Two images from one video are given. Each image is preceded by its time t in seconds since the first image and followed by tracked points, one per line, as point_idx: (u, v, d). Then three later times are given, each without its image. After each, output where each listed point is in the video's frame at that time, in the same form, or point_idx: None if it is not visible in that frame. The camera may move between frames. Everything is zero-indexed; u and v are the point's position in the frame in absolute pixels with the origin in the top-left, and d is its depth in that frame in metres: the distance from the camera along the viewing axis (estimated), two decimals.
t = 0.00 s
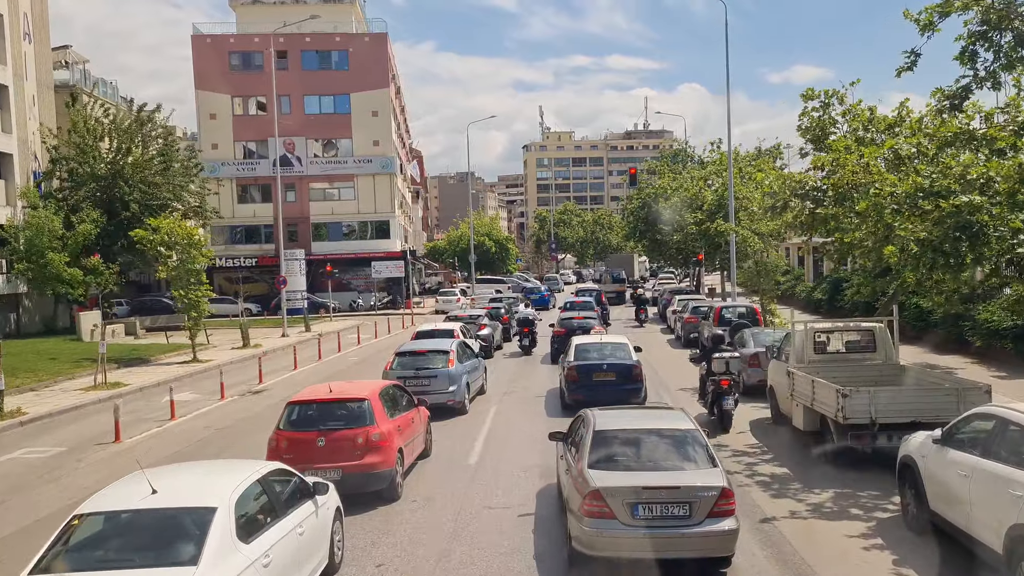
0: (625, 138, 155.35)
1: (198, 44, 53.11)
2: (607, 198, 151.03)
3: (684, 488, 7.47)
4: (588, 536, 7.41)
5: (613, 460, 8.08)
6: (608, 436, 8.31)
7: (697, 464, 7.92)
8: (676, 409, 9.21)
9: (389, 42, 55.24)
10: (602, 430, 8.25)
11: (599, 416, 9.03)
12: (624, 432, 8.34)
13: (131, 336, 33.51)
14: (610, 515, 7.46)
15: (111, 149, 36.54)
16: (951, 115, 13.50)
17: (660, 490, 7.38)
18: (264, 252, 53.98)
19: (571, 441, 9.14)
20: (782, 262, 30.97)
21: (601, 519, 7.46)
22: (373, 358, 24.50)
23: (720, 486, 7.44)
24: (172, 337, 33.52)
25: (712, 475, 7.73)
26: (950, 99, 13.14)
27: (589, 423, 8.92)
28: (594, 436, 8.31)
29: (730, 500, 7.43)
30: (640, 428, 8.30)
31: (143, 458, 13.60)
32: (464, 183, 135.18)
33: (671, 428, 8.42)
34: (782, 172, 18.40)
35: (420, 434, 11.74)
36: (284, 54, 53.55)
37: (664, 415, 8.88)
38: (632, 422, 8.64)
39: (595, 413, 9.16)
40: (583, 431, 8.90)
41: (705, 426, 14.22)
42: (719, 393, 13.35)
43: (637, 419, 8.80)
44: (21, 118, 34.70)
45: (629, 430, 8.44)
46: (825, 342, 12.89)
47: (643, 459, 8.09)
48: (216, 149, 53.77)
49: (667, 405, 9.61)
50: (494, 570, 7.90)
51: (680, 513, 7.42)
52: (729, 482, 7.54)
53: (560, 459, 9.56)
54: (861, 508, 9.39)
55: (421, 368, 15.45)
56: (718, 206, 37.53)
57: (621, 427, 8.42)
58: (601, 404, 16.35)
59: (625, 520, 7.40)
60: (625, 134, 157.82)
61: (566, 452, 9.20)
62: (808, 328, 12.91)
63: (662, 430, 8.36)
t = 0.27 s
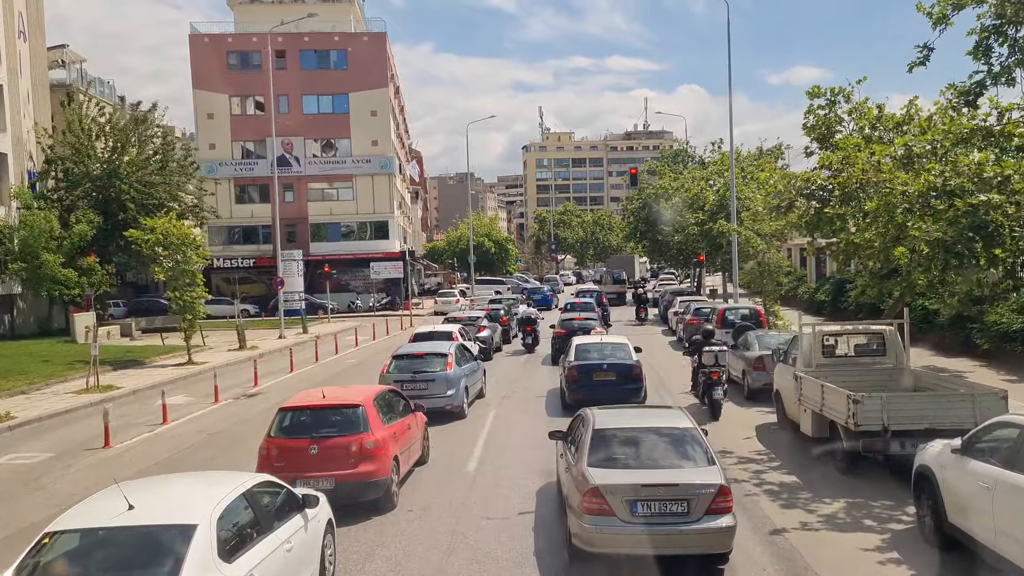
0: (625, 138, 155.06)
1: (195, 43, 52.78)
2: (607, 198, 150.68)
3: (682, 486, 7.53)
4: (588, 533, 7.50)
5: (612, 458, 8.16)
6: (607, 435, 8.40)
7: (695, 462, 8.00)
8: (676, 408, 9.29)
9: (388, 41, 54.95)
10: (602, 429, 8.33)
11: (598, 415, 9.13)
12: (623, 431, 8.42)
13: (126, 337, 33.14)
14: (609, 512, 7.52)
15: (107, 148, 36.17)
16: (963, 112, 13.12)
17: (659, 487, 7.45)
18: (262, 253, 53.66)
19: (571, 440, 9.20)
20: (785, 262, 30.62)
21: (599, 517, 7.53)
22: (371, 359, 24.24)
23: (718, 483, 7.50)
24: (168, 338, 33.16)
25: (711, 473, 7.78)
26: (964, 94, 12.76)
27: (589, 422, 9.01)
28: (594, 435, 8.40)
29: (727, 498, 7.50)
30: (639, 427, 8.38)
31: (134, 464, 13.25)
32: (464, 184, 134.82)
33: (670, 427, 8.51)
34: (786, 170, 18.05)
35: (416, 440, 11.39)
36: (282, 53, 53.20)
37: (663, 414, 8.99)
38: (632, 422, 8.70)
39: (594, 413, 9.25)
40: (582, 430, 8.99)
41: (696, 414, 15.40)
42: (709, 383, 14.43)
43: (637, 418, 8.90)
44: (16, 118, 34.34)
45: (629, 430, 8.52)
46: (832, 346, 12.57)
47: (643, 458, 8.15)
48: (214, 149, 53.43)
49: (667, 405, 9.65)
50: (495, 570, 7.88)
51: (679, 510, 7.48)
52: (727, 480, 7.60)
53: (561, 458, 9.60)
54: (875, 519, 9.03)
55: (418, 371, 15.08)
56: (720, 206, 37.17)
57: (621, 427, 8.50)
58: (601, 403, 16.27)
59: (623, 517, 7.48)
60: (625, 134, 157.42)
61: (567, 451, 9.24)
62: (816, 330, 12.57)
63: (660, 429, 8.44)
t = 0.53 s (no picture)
0: (625, 139, 154.66)
1: (193, 42, 52.44)
2: (607, 199, 150.45)
3: (679, 484, 7.55)
4: (587, 531, 7.55)
5: (611, 457, 8.18)
6: (607, 432, 8.43)
7: (694, 460, 8.02)
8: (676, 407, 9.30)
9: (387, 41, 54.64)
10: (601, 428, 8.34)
11: (598, 414, 9.14)
12: (623, 430, 8.43)
13: (122, 339, 32.74)
14: (609, 509, 7.55)
15: (102, 147, 35.79)
16: (977, 109, 12.72)
17: (656, 485, 7.49)
18: (260, 253, 53.31)
19: (571, 439, 9.18)
20: (788, 263, 30.27)
21: (598, 514, 7.57)
22: (369, 361, 23.93)
23: (716, 481, 7.52)
24: (164, 340, 32.78)
25: (709, 472, 7.79)
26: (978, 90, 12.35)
27: (589, 421, 9.02)
28: (593, 433, 8.42)
29: (724, 496, 7.52)
30: (638, 426, 8.40)
31: (123, 470, 12.87)
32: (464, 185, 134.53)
33: (669, 426, 8.52)
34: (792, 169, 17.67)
35: (412, 448, 11.02)
36: (280, 52, 52.84)
37: (661, 412, 8.99)
38: (631, 421, 8.71)
39: (594, 411, 9.25)
40: (582, 428, 9.00)
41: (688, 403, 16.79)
42: (701, 375, 15.90)
43: (637, 417, 8.89)
44: (10, 117, 33.95)
45: (628, 428, 8.53)
46: (842, 350, 12.19)
47: (642, 457, 8.16)
48: (212, 149, 53.05)
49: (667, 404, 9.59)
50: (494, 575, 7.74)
51: (677, 508, 7.50)
52: (724, 477, 7.62)
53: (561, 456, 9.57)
54: (891, 533, 8.64)
55: (415, 375, 14.71)
56: (722, 207, 36.82)
57: (620, 425, 8.51)
58: (600, 402, 16.10)
59: (622, 515, 7.52)
60: (625, 135, 157.13)
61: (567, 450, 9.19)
62: (826, 334, 12.18)
63: (660, 428, 8.46)
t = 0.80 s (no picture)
0: (625, 140, 154.21)
1: (191, 41, 52.10)
2: (607, 200, 150.11)
3: (678, 482, 7.56)
4: (586, 529, 7.57)
5: (611, 455, 8.18)
6: (606, 431, 8.43)
7: (693, 460, 8.02)
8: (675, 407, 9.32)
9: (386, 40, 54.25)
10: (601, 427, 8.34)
11: (598, 413, 9.12)
12: (623, 430, 8.42)
13: (117, 341, 32.33)
14: (608, 507, 7.57)
15: (97, 147, 35.42)
16: (992, 106, 12.32)
17: (655, 483, 7.50)
18: (257, 254, 52.91)
19: (571, 438, 9.15)
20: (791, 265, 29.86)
21: (597, 512, 7.59)
22: (366, 364, 23.58)
23: (714, 479, 7.53)
24: (159, 342, 32.36)
25: (708, 470, 7.80)
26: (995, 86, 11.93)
27: (589, 420, 9.02)
28: (593, 432, 8.42)
29: (722, 493, 7.52)
30: (638, 425, 8.40)
31: (111, 477, 12.52)
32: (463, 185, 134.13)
33: (668, 426, 8.51)
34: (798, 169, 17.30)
35: (408, 455, 10.65)
36: (279, 51, 52.47)
37: (661, 411, 8.99)
38: (631, 420, 8.70)
39: (594, 411, 9.22)
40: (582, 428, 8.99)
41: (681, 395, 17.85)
42: (694, 368, 16.96)
43: (637, 416, 8.87)
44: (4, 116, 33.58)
45: (628, 428, 8.52)
46: (852, 354, 11.81)
47: (642, 456, 8.15)
48: (210, 148, 52.65)
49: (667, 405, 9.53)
50: None
51: (675, 506, 7.50)
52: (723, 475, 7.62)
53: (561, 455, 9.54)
54: (908, 547, 8.24)
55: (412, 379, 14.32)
56: (724, 207, 36.44)
57: (620, 424, 8.51)
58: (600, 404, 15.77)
59: (621, 512, 7.53)
60: (625, 136, 156.77)
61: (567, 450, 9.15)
62: (836, 338, 11.80)
63: (659, 427, 8.46)
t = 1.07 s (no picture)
0: (625, 141, 153.74)
1: (189, 41, 51.71)
2: (607, 201, 149.68)
3: (675, 480, 7.67)
4: (586, 526, 7.68)
5: (610, 455, 8.28)
6: (606, 432, 8.53)
7: (692, 460, 8.13)
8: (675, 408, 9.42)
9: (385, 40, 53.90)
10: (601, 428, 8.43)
11: (598, 413, 9.19)
12: (623, 430, 8.52)
13: (110, 343, 31.90)
14: (607, 506, 7.67)
15: (92, 146, 35.01)
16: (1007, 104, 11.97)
17: (653, 481, 7.62)
18: (255, 255, 52.51)
19: (571, 438, 9.20)
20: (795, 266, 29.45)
21: (597, 510, 7.70)
22: (364, 367, 23.26)
23: (710, 478, 7.66)
24: (154, 344, 31.93)
25: (705, 469, 7.92)
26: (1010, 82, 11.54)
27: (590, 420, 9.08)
28: (593, 432, 8.52)
29: (718, 492, 7.63)
30: (638, 426, 8.50)
31: (100, 483, 12.22)
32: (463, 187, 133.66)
33: (667, 426, 8.62)
34: (804, 168, 16.94)
35: (405, 463, 10.32)
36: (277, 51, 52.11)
37: (661, 411, 9.09)
38: (631, 420, 8.80)
39: (595, 412, 9.26)
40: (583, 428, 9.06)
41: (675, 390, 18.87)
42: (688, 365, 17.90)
43: (637, 416, 8.95)
44: None
45: (628, 428, 8.62)
46: (862, 359, 11.48)
47: (641, 456, 8.25)
48: (207, 149, 52.26)
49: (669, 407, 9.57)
50: None
51: (672, 504, 7.61)
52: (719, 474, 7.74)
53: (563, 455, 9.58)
54: (925, 562, 7.87)
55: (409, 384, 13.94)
56: (726, 208, 36.07)
57: (620, 425, 8.60)
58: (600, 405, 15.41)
59: (620, 511, 7.65)
60: (625, 137, 156.31)
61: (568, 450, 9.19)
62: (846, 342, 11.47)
63: (658, 427, 8.57)
